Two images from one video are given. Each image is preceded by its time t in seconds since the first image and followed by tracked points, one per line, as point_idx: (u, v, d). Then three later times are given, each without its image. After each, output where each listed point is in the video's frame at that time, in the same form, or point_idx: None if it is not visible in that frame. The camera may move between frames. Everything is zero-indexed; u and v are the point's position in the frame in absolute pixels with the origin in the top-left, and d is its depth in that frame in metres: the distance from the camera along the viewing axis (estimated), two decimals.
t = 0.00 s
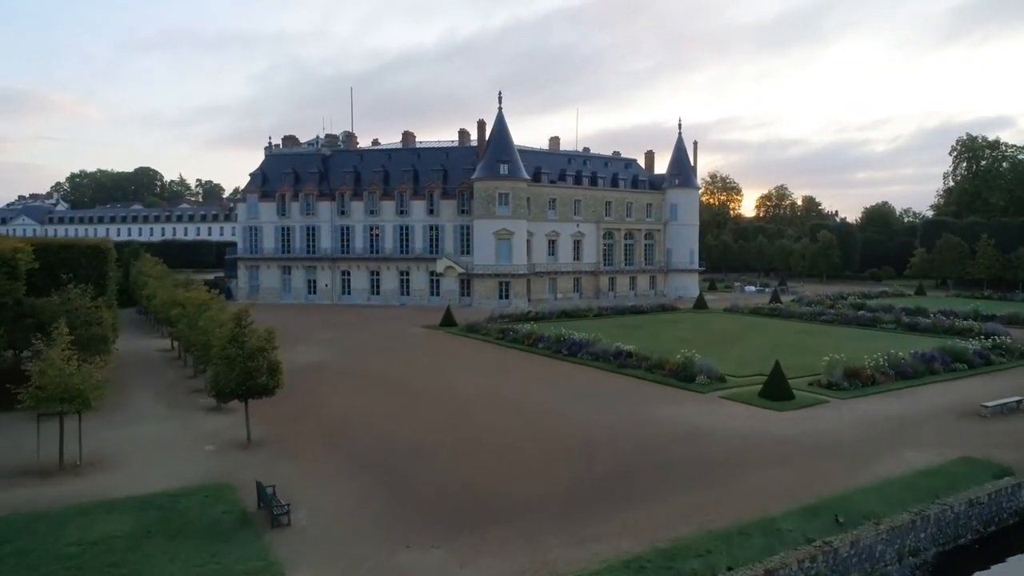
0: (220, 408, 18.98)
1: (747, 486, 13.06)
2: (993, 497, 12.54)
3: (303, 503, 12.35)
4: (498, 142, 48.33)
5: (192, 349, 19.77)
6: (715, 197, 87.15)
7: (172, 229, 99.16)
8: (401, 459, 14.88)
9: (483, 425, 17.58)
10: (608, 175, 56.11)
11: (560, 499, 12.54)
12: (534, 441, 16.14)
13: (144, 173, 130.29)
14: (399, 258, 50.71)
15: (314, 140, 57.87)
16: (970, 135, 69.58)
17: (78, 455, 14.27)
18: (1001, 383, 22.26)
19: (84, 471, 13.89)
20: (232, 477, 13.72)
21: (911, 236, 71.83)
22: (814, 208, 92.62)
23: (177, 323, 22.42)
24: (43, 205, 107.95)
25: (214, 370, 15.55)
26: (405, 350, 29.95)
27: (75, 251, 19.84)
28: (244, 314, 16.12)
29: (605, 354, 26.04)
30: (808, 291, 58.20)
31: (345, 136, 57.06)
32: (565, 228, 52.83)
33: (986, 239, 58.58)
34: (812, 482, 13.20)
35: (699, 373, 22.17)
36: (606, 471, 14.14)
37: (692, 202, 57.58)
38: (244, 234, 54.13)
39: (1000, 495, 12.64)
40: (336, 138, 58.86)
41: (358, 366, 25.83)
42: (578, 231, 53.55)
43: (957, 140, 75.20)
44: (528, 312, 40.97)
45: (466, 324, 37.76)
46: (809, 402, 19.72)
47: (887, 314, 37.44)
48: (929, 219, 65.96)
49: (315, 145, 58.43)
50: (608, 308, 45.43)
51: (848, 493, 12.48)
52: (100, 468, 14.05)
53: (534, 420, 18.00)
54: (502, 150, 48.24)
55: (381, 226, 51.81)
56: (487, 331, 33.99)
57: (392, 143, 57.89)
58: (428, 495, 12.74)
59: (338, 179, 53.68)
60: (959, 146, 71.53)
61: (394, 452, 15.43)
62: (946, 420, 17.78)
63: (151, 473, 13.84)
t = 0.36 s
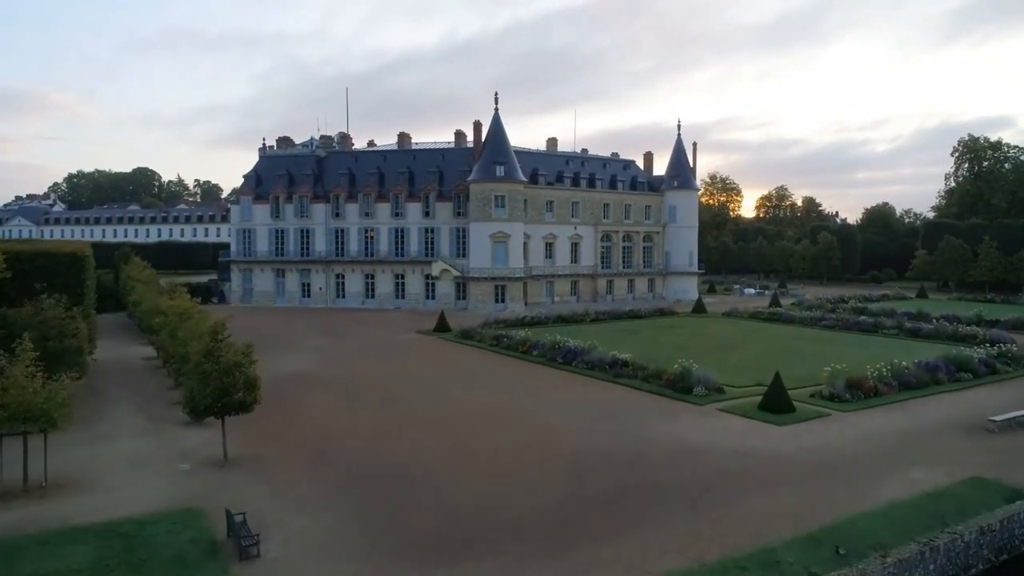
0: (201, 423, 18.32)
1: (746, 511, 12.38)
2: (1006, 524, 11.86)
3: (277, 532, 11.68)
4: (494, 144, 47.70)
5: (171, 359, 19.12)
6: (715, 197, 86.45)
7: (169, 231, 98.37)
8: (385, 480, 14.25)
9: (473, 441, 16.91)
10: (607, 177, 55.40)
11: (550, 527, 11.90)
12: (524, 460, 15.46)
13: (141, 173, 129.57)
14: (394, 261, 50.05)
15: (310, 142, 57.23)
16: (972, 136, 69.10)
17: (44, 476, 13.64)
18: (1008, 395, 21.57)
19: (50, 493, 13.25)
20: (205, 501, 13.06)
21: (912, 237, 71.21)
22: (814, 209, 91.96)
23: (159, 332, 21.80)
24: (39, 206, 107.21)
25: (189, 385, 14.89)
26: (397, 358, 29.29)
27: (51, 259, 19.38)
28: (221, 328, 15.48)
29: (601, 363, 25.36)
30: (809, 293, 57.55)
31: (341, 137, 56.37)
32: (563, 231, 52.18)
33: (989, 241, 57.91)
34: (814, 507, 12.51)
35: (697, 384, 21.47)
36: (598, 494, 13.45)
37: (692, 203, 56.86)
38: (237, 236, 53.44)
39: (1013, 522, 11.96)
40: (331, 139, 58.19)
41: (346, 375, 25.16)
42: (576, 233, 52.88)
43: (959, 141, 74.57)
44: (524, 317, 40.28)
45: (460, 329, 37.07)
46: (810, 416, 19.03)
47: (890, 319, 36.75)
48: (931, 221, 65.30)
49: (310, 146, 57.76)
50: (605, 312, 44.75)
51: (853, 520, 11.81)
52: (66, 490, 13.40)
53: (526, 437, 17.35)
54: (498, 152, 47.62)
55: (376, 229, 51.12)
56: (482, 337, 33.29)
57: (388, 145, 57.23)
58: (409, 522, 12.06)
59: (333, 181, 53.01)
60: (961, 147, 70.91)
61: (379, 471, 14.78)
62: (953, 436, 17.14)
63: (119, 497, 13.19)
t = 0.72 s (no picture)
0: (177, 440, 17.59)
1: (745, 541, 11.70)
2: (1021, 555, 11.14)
3: (245, 566, 10.98)
4: (490, 146, 47.02)
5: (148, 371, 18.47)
6: (715, 198, 85.77)
7: (164, 232, 97.35)
8: (365, 503, 13.54)
9: (458, 458, 16.21)
10: (605, 179, 54.65)
11: (534, 560, 11.17)
12: (513, 481, 14.76)
13: (139, 173, 128.76)
14: (389, 264, 49.34)
15: (303, 143, 56.47)
16: (974, 136, 68.25)
17: (6, 500, 12.98)
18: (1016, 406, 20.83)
19: (10, 520, 12.57)
20: (172, 529, 12.34)
21: (913, 239, 70.50)
22: (814, 210, 91.29)
23: (139, 342, 21.18)
24: (34, 207, 106.27)
25: (161, 402, 14.19)
26: (388, 365, 28.56)
27: (25, 267, 19.17)
28: (193, 344, 14.79)
29: (596, 372, 24.62)
30: (808, 296, 56.84)
31: (335, 138, 55.63)
32: (560, 234, 51.49)
33: (991, 243, 57.15)
34: (817, 536, 11.81)
35: (695, 396, 20.74)
36: (588, 518, 12.78)
37: (690, 205, 56.15)
38: (230, 239, 52.66)
39: None
40: (326, 141, 57.48)
41: (334, 385, 24.45)
42: (573, 236, 52.19)
43: (960, 141, 73.81)
44: (519, 322, 39.53)
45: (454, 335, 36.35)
46: (811, 431, 18.32)
47: (891, 324, 36.06)
48: (931, 223, 64.54)
49: (304, 148, 57.05)
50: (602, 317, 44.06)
51: (859, 553, 11.13)
52: (26, 516, 12.72)
53: (516, 454, 16.64)
54: (494, 154, 46.94)
55: (371, 232, 50.40)
56: (475, 344, 32.55)
57: (383, 147, 56.56)
58: (387, 554, 11.36)
59: (327, 183, 52.30)
60: (961, 148, 70.10)
61: (359, 493, 14.07)
62: (961, 453, 16.39)
63: (81, 524, 12.49)
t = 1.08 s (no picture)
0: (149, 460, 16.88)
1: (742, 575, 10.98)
2: None
3: None
4: (485, 147, 46.30)
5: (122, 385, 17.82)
6: (714, 199, 84.99)
7: (160, 233, 96.53)
8: (341, 532, 12.83)
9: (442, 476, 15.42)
10: (602, 180, 53.88)
11: None
12: (499, 505, 14.05)
13: (136, 172, 128.02)
14: (383, 268, 48.60)
15: (296, 145, 55.61)
16: (976, 137, 66.67)
17: None
18: None
19: None
20: (134, 561, 11.63)
21: (915, 241, 69.62)
22: (815, 210, 90.29)
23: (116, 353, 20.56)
24: (30, 207, 105.61)
25: (127, 422, 13.46)
26: (378, 374, 27.83)
27: None
28: (162, 360, 14.01)
29: (590, 383, 23.89)
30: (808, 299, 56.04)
31: (329, 139, 54.92)
32: (557, 236, 50.74)
33: (994, 245, 56.11)
34: (818, 570, 11.10)
35: (692, 410, 20.00)
36: (577, 548, 12.05)
37: (689, 207, 55.44)
38: (221, 242, 51.82)
39: None
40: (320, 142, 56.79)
41: (321, 396, 23.76)
42: (570, 238, 51.44)
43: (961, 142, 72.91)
44: (513, 327, 38.73)
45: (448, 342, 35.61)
46: (812, 448, 17.60)
47: (894, 330, 35.24)
48: (932, 225, 63.36)
49: (298, 150, 56.35)
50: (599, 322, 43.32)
51: None
52: None
53: (504, 475, 15.93)
54: (490, 155, 46.20)
55: (365, 234, 49.64)
56: (468, 351, 31.81)
57: (378, 148, 55.87)
58: None
59: (321, 185, 51.59)
60: (962, 148, 68.54)
61: (336, 519, 13.33)
62: (969, 474, 15.64)
63: (38, 555, 11.79)
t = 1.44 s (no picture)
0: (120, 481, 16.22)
1: None
2: None
3: None
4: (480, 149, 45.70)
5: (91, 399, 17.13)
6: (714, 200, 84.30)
7: (156, 234, 95.98)
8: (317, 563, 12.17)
9: (420, 499, 14.58)
10: (599, 182, 53.27)
11: None
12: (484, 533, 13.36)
13: (134, 174, 127.60)
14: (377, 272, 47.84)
15: (290, 147, 55.05)
16: (977, 139, 66.32)
17: None
18: None
19: None
20: None
21: (916, 242, 68.94)
22: (814, 211, 89.35)
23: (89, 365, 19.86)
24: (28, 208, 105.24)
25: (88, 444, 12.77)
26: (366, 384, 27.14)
27: None
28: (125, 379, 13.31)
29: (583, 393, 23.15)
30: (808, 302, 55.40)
31: (323, 142, 54.37)
32: (553, 240, 50.04)
33: (996, 246, 55.36)
34: None
35: (689, 425, 19.25)
36: None
37: (687, 210, 54.92)
38: (212, 246, 50.58)
39: None
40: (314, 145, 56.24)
41: (306, 408, 23.08)
42: (567, 241, 50.76)
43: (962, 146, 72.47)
44: (508, 333, 37.87)
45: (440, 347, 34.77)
46: (812, 466, 16.88)
47: (895, 336, 34.46)
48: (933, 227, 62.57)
49: (292, 152, 55.82)
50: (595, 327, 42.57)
51: None
52: None
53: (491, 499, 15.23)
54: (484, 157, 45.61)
55: (358, 238, 48.85)
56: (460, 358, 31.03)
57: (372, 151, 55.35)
58: None
59: (314, 188, 51.00)
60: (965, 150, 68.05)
61: (313, 549, 12.69)
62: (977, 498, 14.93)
63: None
